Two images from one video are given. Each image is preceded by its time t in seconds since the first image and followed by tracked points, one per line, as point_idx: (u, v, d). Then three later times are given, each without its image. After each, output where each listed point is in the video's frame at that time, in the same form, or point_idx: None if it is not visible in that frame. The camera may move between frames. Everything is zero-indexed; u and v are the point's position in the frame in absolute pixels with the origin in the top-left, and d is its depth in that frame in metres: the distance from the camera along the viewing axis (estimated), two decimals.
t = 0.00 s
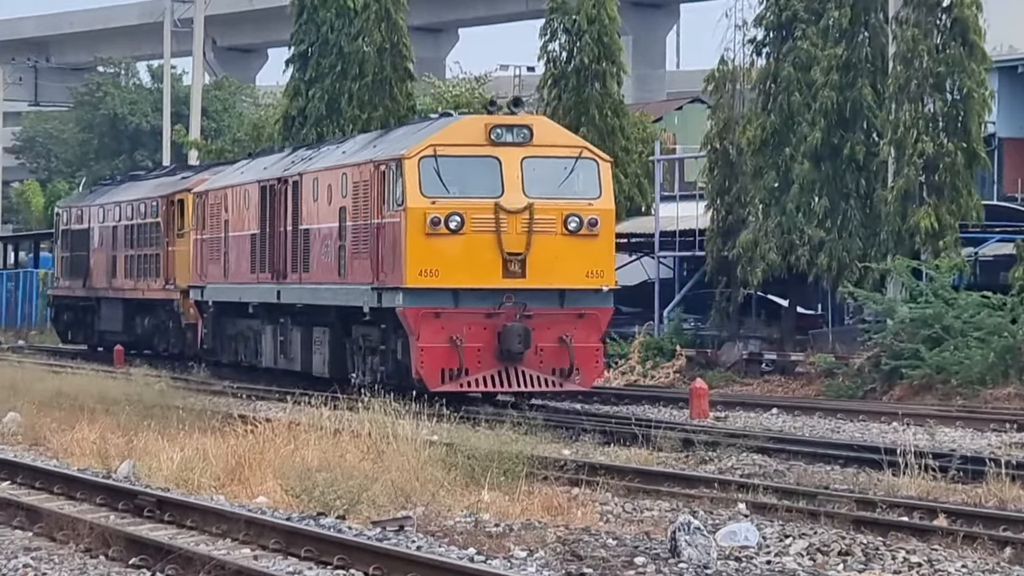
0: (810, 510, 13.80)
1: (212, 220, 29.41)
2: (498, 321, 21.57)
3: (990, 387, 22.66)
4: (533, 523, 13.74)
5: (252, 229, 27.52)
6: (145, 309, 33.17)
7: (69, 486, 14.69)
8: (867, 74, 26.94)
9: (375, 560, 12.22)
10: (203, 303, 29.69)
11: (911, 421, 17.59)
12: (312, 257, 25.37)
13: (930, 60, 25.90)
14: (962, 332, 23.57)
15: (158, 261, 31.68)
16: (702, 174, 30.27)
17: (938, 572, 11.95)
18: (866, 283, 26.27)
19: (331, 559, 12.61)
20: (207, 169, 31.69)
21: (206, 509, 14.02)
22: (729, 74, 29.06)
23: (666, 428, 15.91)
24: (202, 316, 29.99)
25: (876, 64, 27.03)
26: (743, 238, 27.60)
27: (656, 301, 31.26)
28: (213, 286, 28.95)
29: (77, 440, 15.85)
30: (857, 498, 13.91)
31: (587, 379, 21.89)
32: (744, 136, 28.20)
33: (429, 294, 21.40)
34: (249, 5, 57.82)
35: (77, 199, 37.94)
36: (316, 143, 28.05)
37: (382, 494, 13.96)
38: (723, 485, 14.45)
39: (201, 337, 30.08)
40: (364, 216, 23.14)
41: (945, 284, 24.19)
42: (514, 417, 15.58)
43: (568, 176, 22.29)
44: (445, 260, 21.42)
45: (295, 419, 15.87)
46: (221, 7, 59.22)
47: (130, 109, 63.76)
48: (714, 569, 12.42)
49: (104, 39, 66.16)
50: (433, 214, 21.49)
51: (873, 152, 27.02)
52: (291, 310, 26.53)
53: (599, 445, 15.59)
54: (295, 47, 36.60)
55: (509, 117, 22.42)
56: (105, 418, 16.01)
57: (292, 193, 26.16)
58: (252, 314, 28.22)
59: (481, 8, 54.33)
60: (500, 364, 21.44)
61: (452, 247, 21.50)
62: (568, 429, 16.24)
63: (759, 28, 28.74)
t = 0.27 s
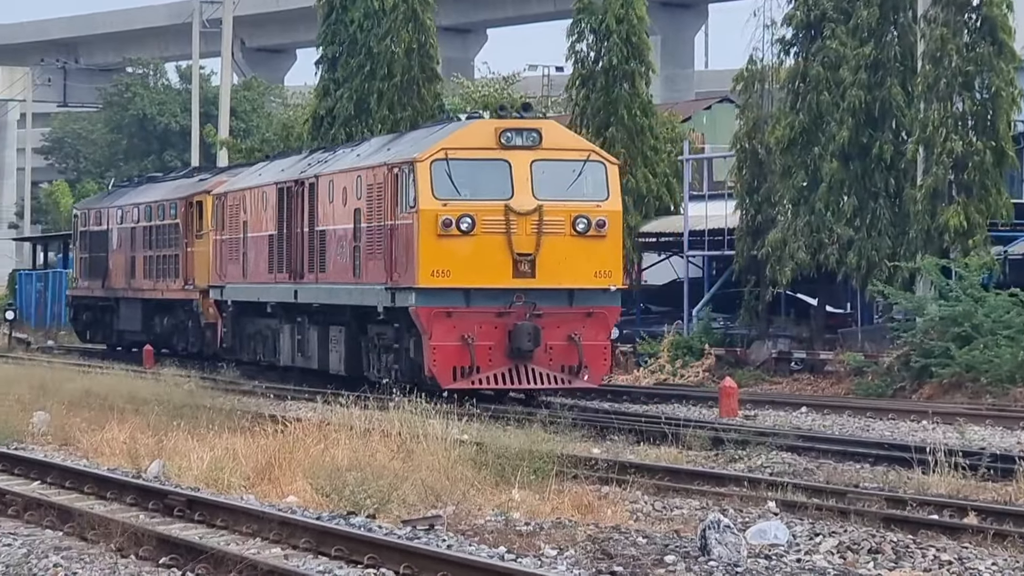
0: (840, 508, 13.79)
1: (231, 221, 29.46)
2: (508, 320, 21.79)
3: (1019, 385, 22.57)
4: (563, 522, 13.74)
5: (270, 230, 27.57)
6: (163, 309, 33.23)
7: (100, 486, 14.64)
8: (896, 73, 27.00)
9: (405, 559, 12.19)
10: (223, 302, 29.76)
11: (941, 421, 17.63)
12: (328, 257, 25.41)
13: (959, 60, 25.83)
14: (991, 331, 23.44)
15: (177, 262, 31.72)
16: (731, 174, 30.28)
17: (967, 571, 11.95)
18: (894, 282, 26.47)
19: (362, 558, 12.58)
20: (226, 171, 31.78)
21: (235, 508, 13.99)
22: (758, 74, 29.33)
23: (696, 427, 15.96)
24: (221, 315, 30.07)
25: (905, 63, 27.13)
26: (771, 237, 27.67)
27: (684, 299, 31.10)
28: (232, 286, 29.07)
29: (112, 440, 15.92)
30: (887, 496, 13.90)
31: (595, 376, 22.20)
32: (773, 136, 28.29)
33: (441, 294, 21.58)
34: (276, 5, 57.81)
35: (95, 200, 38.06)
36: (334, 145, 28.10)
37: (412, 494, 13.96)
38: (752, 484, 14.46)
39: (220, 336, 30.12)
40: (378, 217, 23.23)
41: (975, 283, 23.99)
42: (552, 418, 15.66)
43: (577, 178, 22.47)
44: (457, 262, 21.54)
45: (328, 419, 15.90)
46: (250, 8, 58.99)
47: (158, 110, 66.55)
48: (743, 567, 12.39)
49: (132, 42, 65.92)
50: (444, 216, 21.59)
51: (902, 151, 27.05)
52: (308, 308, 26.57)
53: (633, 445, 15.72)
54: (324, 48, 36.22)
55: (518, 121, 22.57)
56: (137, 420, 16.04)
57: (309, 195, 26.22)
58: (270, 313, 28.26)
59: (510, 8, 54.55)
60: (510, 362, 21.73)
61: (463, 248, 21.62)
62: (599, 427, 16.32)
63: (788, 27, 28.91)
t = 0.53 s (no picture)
0: (852, 507, 13.80)
1: (231, 222, 29.46)
2: (501, 319, 22.01)
3: None
4: (574, 521, 13.76)
5: (270, 232, 27.58)
6: (164, 309, 33.21)
7: (112, 487, 14.61)
8: (907, 72, 27.10)
9: (417, 559, 12.18)
10: (224, 302, 29.77)
11: (952, 419, 17.68)
12: (326, 258, 25.48)
13: (969, 58, 25.84)
14: (1003, 329, 23.45)
15: (177, 263, 31.69)
16: (741, 173, 30.35)
17: (980, 569, 11.97)
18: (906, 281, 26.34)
19: (373, 558, 12.57)
20: (226, 173, 31.82)
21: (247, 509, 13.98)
22: (768, 73, 29.47)
23: (708, 427, 15.98)
24: (222, 315, 30.06)
25: (916, 62, 27.24)
26: (782, 236, 27.73)
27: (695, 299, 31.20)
28: (233, 287, 29.06)
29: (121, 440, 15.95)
30: (899, 494, 13.91)
31: (586, 375, 22.40)
32: (784, 135, 28.39)
33: (435, 294, 21.83)
34: (288, 5, 57.54)
35: (96, 202, 38.04)
36: (333, 148, 28.17)
37: (424, 494, 13.95)
38: (764, 483, 14.46)
39: (221, 336, 30.12)
40: (375, 219, 23.36)
41: (986, 282, 23.98)
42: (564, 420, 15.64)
43: (568, 181, 22.74)
44: (450, 263, 21.81)
45: (339, 420, 15.91)
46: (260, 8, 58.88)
47: (168, 109, 66.38)
48: (756, 566, 12.40)
49: (143, 41, 65.64)
50: (438, 218, 21.85)
51: (913, 150, 27.08)
52: (307, 308, 26.62)
53: (644, 445, 15.73)
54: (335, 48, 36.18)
55: (511, 124, 22.83)
56: (145, 422, 16.01)
57: (308, 198, 26.29)
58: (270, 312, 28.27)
59: (523, 7, 54.52)
60: (503, 361, 21.94)
61: (457, 250, 21.88)
62: (610, 427, 16.36)
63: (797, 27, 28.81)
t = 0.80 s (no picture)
0: (872, 507, 13.77)
1: (239, 225, 29.48)
2: (503, 319, 22.32)
3: None
4: (594, 522, 13.75)
5: (278, 234, 27.60)
6: (174, 310, 33.29)
7: (131, 489, 14.59)
8: (925, 71, 26.88)
9: (437, 560, 12.13)
10: (233, 304, 29.78)
11: (971, 418, 17.68)
12: (333, 260, 25.57)
13: (987, 57, 25.93)
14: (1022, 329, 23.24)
15: (186, 265, 31.69)
16: (759, 173, 30.42)
17: (999, 568, 11.97)
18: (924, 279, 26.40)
19: (394, 560, 12.56)
20: (234, 176, 31.84)
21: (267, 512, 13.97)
22: (786, 74, 29.71)
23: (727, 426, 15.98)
24: (231, 316, 30.08)
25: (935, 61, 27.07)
26: (800, 235, 27.73)
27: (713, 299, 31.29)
28: (242, 288, 29.03)
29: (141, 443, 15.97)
30: (918, 494, 13.91)
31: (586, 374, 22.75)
32: (801, 134, 28.48)
33: (438, 295, 22.13)
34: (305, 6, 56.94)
35: (104, 205, 38.05)
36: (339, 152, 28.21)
37: (444, 495, 13.96)
38: (784, 483, 14.46)
39: (231, 336, 30.13)
40: (380, 222, 23.53)
41: (1005, 281, 23.85)
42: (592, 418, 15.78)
43: (568, 185, 23.07)
44: (454, 266, 22.11)
45: (360, 422, 15.91)
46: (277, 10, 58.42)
47: (187, 113, 65.39)
48: (775, 566, 12.39)
49: (161, 45, 64.72)
50: (441, 221, 22.15)
51: (932, 150, 26.84)
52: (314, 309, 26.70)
53: (665, 445, 15.69)
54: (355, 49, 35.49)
55: (512, 129, 23.16)
56: (165, 426, 16.00)
57: (315, 201, 26.37)
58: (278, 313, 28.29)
59: (539, 8, 54.38)
60: (505, 360, 22.27)
61: (460, 252, 22.19)
62: (632, 427, 16.40)
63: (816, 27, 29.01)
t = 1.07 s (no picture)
0: (875, 509, 13.78)
1: (233, 229, 29.40)
2: (490, 320, 23.17)
3: None
4: (598, 524, 13.77)
5: (270, 238, 27.65)
6: (167, 312, 33.29)
7: (135, 491, 14.59)
8: (928, 73, 27.08)
9: (441, 562, 12.15)
10: (226, 307, 29.72)
11: (975, 420, 17.68)
12: (324, 263, 25.95)
13: (989, 58, 25.86)
14: None
15: (179, 268, 31.66)
16: (762, 175, 30.44)
17: (1006, 571, 11.94)
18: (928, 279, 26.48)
19: (398, 562, 12.57)
20: (226, 180, 31.80)
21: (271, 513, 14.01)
22: (788, 75, 29.55)
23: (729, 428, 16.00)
24: (224, 318, 30.05)
25: (936, 63, 27.18)
26: (802, 238, 27.71)
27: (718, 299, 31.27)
28: (235, 290, 29.00)
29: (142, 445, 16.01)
30: (922, 496, 13.92)
31: (570, 374, 23.62)
32: (803, 137, 28.38)
33: (427, 297, 22.95)
34: (307, 9, 56.95)
35: (97, 209, 37.95)
36: (332, 155, 28.13)
37: (448, 497, 13.99)
38: (787, 485, 14.48)
39: (224, 339, 30.11)
40: (370, 226, 24.06)
41: (1009, 281, 23.80)
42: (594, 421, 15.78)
43: (553, 188, 23.87)
44: (441, 267, 22.90)
45: (362, 424, 15.92)
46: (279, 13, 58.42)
47: (189, 115, 63.21)
48: (780, 569, 12.37)
49: (163, 47, 64.62)
50: (429, 224, 22.93)
51: (934, 151, 27.08)
52: (306, 311, 26.90)
53: (668, 447, 15.49)
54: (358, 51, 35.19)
55: (498, 135, 23.95)
56: (168, 428, 15.99)
57: (306, 206, 26.58)
58: (271, 315, 28.27)
59: (541, 10, 53.97)
60: (492, 360, 23.10)
61: (447, 255, 22.98)
62: (633, 428, 16.35)
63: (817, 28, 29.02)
